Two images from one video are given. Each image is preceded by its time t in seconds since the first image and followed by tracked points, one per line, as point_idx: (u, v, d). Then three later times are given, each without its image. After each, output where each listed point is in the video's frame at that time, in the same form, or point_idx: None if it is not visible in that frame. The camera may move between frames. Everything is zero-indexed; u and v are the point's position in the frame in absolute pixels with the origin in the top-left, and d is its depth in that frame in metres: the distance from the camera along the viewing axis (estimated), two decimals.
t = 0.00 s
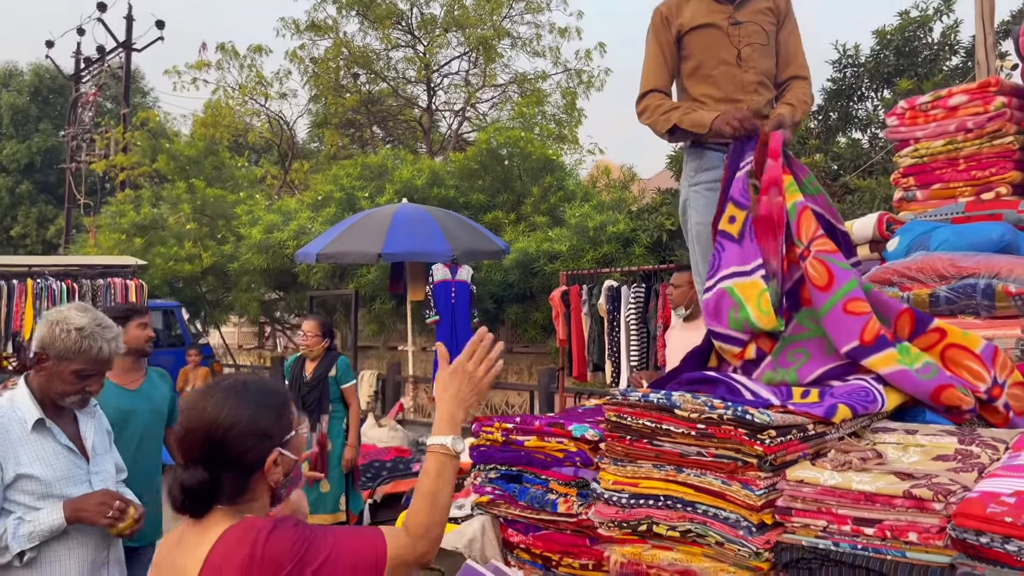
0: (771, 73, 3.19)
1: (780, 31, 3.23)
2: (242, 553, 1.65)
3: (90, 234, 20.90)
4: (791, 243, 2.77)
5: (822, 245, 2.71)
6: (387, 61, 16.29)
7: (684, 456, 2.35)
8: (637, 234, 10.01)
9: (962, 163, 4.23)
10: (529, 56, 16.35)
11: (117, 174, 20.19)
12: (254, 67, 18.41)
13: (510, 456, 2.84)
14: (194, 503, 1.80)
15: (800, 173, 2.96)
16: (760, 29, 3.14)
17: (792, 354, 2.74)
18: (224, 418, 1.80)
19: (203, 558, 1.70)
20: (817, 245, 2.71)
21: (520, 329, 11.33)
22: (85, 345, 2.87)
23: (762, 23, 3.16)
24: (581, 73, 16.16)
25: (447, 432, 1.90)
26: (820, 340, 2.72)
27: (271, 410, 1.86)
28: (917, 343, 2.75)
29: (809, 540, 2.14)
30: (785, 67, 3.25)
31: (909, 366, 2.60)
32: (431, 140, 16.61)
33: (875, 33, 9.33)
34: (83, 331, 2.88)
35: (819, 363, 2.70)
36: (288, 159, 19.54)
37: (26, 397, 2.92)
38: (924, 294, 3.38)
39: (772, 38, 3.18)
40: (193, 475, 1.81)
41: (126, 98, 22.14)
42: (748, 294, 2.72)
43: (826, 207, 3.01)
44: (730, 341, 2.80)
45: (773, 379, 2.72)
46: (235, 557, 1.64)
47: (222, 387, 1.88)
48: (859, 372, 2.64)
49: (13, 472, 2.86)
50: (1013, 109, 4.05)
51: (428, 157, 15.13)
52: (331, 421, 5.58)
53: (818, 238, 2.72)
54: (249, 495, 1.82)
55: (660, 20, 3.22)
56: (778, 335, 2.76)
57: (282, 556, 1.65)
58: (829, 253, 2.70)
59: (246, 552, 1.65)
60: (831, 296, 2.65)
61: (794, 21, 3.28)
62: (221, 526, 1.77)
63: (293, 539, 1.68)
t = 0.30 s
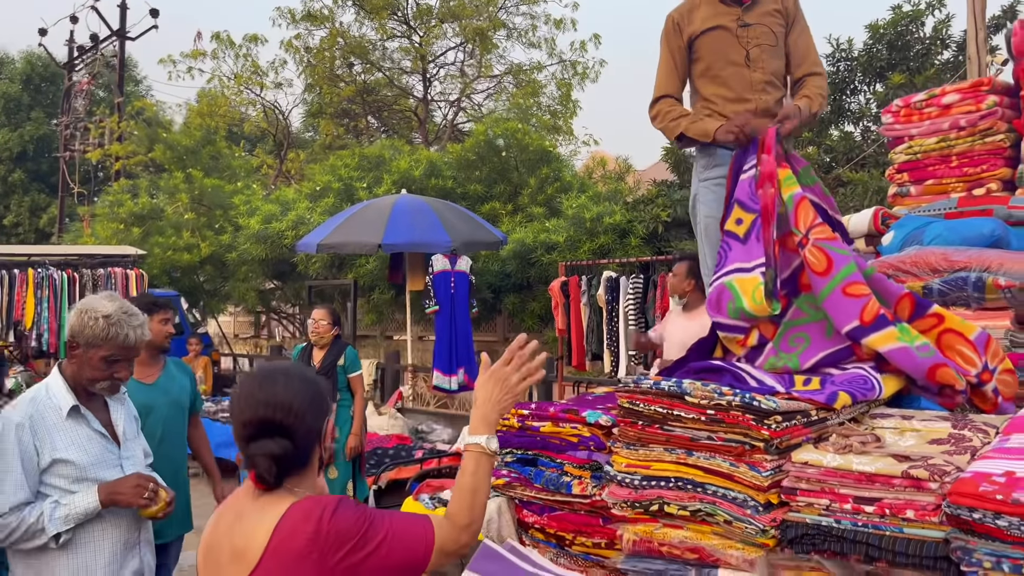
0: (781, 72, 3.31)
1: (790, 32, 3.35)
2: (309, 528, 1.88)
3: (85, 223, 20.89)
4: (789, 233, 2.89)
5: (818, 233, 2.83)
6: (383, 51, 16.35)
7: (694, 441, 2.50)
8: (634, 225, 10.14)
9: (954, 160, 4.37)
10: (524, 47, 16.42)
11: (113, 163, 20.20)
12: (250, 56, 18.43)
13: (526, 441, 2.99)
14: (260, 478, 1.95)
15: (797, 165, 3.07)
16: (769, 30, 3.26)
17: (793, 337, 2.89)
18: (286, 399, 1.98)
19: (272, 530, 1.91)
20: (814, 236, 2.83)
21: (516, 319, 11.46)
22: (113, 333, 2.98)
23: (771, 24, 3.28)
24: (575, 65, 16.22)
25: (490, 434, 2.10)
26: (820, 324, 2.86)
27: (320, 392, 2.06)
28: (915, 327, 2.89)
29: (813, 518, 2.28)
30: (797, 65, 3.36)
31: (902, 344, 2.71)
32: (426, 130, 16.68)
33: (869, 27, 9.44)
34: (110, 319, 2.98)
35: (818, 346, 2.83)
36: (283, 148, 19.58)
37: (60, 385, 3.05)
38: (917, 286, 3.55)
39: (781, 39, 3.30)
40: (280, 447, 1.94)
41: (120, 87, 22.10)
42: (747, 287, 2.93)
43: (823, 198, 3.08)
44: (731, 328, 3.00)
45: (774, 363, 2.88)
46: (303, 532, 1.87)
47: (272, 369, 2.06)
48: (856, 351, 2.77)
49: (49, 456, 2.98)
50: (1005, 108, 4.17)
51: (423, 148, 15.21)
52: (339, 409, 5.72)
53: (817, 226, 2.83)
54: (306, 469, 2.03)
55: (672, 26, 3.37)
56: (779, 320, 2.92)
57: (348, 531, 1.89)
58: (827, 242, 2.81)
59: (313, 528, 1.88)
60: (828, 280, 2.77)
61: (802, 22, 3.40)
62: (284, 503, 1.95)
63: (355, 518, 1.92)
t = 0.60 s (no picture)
0: (781, 76, 3.36)
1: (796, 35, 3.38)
2: (341, 512, 2.00)
3: (71, 216, 20.82)
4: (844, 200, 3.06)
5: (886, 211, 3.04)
6: (371, 44, 16.38)
7: (693, 430, 2.64)
8: (623, 221, 10.29)
9: (938, 161, 4.53)
10: (513, 42, 16.48)
11: (100, 156, 20.12)
12: (238, 48, 18.43)
13: (531, 431, 3.15)
14: (293, 468, 2.08)
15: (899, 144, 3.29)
16: (768, 36, 3.32)
17: (808, 292, 3.09)
18: (308, 396, 2.09)
19: (304, 515, 2.02)
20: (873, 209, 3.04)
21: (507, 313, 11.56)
22: (108, 315, 3.11)
23: (772, 29, 3.33)
24: (564, 59, 16.30)
25: (491, 420, 2.22)
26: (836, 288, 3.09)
27: (342, 385, 2.15)
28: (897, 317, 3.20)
29: (805, 503, 2.43)
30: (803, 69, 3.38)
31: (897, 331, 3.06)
32: (415, 124, 16.73)
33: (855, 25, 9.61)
34: (104, 301, 3.14)
35: (828, 306, 3.08)
36: (271, 141, 19.57)
37: (84, 376, 3.18)
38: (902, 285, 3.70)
39: (782, 44, 3.35)
40: (289, 441, 2.08)
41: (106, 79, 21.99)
42: (767, 239, 3.10)
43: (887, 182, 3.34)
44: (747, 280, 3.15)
45: (781, 305, 3.08)
46: (336, 515, 1.99)
47: (301, 366, 2.17)
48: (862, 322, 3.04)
49: (72, 445, 3.11)
50: (986, 112, 4.37)
51: (413, 142, 15.28)
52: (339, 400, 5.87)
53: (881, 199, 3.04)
54: (331, 461, 2.13)
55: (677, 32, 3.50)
56: (809, 271, 3.09)
57: (375, 515, 2.00)
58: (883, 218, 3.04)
59: (344, 512, 1.99)
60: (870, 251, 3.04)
61: (811, 24, 3.40)
62: (315, 489, 2.07)
63: (382, 502, 2.03)
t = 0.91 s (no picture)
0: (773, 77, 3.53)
1: (792, 35, 3.50)
2: (351, 496, 2.10)
3: (53, 209, 20.64)
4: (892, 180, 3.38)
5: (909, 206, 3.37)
6: (357, 39, 16.39)
7: (684, 421, 2.76)
8: (609, 217, 10.42)
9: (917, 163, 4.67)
10: (499, 38, 16.53)
11: (82, 149, 19.98)
12: (223, 42, 18.39)
13: (527, 423, 3.26)
14: (299, 456, 2.17)
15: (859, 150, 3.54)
16: (759, 41, 3.49)
17: (801, 200, 3.36)
18: (303, 389, 2.17)
19: (314, 500, 2.13)
20: (903, 205, 3.37)
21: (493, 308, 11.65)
22: (106, 305, 3.23)
23: (764, 33, 3.49)
24: (550, 56, 16.37)
25: (490, 395, 2.34)
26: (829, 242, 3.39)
27: (342, 374, 2.23)
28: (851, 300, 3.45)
29: (790, 489, 2.57)
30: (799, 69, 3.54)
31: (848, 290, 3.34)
32: (400, 119, 16.73)
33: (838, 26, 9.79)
34: (102, 293, 3.24)
35: (810, 229, 3.36)
36: (256, 135, 19.51)
37: (92, 368, 3.27)
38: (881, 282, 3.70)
39: (775, 47, 3.51)
40: (279, 439, 2.19)
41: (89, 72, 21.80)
42: (749, 72, 3.34)
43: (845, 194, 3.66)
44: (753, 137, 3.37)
45: (770, 195, 3.37)
46: (345, 500, 2.09)
47: (298, 363, 2.24)
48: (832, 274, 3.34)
49: (78, 435, 3.19)
50: (964, 115, 4.51)
51: (399, 138, 15.31)
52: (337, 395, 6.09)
53: (912, 211, 3.37)
54: (337, 451, 2.22)
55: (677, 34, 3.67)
56: (807, 190, 3.36)
57: (382, 499, 2.10)
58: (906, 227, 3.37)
59: (353, 495, 2.10)
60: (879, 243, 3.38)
61: (808, 23, 3.50)
62: (323, 475, 2.16)
63: (390, 483, 2.13)
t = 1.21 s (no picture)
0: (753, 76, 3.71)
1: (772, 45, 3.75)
2: (333, 485, 2.14)
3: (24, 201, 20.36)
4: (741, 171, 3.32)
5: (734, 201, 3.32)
6: (335, 32, 16.34)
7: (660, 412, 2.85)
8: (587, 213, 10.52)
9: (888, 162, 4.81)
10: (478, 33, 16.54)
11: (55, 140, 19.74)
12: (199, 33, 18.27)
13: (507, 414, 3.34)
14: (284, 445, 2.23)
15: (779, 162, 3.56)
16: (744, 39, 3.70)
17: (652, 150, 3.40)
18: (297, 379, 2.22)
19: (299, 488, 2.18)
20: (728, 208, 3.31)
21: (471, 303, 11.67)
22: (81, 296, 3.26)
23: (750, 34, 3.71)
24: (528, 52, 16.40)
25: (480, 390, 2.40)
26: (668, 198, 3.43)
27: (336, 371, 2.27)
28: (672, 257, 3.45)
29: (762, 477, 2.65)
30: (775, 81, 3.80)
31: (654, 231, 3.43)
32: (378, 113, 16.70)
33: (813, 26, 9.93)
34: (78, 283, 3.27)
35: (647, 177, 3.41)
36: (232, 127, 19.38)
37: (74, 360, 3.30)
38: (853, 278, 3.85)
39: (758, 47, 3.72)
40: (267, 428, 2.25)
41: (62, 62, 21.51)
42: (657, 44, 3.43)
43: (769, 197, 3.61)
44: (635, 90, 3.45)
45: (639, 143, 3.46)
46: (327, 488, 2.14)
47: (297, 353, 2.30)
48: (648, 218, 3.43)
49: (61, 427, 3.21)
50: (932, 116, 4.66)
51: (377, 132, 15.29)
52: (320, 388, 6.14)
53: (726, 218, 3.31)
54: (322, 444, 2.26)
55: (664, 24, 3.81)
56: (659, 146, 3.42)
57: (363, 488, 2.14)
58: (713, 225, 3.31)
59: (335, 484, 2.14)
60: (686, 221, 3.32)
61: (788, 38, 3.77)
62: (308, 463, 2.21)
63: (372, 474, 2.17)
